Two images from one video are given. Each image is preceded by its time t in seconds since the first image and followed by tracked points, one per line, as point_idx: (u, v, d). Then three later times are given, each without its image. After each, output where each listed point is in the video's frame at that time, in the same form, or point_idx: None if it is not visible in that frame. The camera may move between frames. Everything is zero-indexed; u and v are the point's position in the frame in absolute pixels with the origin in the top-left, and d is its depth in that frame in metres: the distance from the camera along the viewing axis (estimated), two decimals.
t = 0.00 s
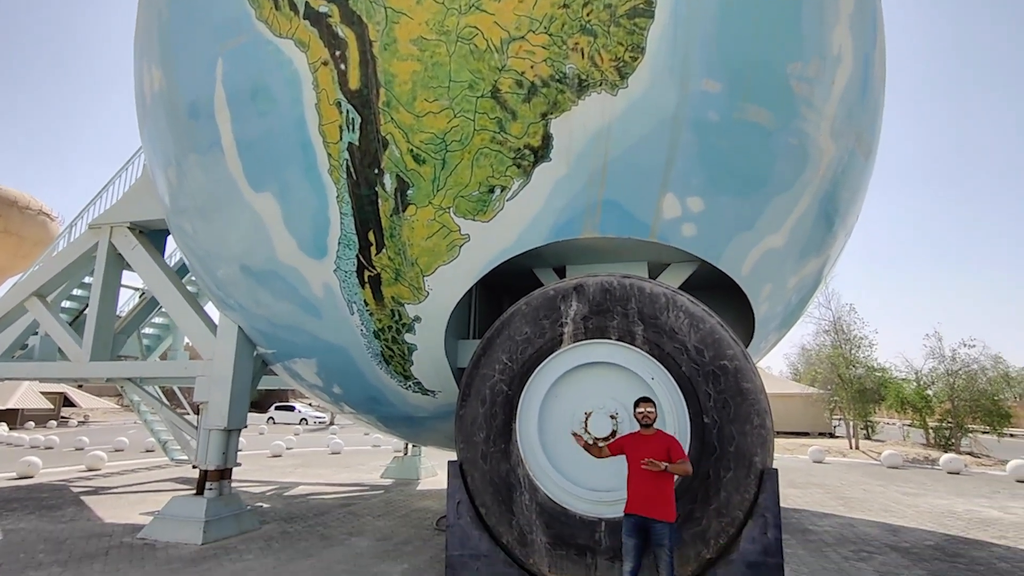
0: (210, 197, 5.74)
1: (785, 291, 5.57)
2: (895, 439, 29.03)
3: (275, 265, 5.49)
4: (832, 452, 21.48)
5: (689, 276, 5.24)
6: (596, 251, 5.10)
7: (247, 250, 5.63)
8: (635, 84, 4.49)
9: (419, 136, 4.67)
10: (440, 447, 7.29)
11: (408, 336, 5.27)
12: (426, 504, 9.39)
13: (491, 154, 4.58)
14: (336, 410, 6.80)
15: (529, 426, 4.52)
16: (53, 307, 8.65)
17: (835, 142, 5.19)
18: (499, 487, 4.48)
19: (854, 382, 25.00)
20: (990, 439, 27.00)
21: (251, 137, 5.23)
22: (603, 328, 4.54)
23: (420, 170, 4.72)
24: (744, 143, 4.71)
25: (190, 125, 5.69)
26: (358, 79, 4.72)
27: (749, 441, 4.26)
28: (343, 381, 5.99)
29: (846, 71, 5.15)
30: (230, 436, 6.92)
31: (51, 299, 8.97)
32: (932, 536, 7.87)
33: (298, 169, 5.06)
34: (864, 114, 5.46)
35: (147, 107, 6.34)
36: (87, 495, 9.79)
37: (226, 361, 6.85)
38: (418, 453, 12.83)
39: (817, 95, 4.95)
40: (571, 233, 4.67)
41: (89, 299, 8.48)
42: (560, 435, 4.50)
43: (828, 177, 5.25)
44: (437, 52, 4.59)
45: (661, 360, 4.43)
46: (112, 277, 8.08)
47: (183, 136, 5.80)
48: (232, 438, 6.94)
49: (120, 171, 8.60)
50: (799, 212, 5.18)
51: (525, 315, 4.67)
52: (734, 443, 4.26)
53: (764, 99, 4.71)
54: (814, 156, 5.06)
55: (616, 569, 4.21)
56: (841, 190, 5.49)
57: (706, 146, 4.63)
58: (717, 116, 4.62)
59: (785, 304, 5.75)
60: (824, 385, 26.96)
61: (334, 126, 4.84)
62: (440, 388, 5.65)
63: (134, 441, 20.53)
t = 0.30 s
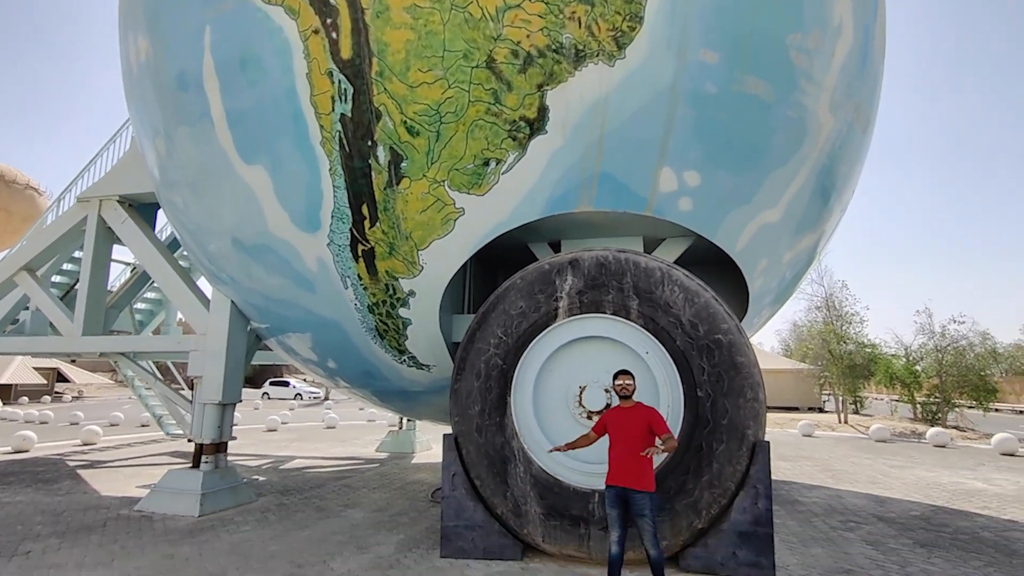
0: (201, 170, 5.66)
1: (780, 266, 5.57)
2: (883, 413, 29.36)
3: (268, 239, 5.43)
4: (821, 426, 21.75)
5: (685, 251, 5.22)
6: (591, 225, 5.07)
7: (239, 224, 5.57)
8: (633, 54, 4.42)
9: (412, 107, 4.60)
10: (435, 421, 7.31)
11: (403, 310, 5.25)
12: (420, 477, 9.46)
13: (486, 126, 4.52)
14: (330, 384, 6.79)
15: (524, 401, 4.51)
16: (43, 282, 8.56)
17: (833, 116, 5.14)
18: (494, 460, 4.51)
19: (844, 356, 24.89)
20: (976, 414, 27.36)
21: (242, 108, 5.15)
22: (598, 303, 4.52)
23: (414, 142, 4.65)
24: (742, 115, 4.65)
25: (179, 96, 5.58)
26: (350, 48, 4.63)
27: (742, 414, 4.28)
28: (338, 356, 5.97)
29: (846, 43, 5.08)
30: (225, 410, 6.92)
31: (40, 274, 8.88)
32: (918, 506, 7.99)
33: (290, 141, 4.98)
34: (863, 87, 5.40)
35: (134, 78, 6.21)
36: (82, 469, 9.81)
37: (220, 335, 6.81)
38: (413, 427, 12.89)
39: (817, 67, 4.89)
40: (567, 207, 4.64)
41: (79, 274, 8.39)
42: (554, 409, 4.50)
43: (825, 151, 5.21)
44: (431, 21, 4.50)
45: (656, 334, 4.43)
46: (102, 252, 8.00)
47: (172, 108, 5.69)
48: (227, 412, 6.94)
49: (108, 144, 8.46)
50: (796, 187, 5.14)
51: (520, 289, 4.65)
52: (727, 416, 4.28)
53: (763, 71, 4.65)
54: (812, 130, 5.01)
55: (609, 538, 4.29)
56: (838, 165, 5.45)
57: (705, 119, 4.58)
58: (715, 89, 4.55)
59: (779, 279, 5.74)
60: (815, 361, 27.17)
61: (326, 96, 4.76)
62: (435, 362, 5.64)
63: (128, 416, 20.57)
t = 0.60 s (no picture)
0: (187, 139, 5.54)
1: (775, 237, 5.53)
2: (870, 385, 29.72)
3: (257, 210, 5.34)
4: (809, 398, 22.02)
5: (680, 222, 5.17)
6: (586, 196, 5.01)
7: (228, 194, 5.47)
8: (629, 19, 4.31)
9: (403, 74, 4.49)
10: (428, 394, 7.31)
11: (395, 282, 5.19)
12: (413, 448, 9.50)
13: (479, 93, 4.42)
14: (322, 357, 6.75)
15: (517, 373, 4.49)
16: (28, 254, 8.43)
17: (831, 84, 5.06)
18: (488, 431, 4.50)
19: (833, 331, 25.23)
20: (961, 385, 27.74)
21: (228, 75, 5.02)
22: (593, 274, 4.48)
23: (405, 110, 4.55)
24: (739, 83, 4.57)
25: (162, 63, 5.43)
26: (339, 12, 4.50)
27: (736, 385, 4.28)
28: (330, 328, 5.92)
29: (846, 9, 4.98)
30: (217, 383, 6.88)
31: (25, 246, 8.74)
32: (905, 475, 8.10)
33: (279, 109, 4.86)
34: (862, 56, 5.32)
35: (115, 44, 6.04)
36: (74, 442, 9.78)
37: (210, 308, 6.74)
38: (405, 400, 12.93)
39: (816, 34, 4.80)
40: (562, 176, 4.57)
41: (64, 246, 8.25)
42: (548, 381, 4.47)
43: (823, 121, 5.14)
44: None
45: (650, 306, 4.40)
46: (88, 223, 7.86)
47: (155, 74, 5.54)
48: (219, 384, 6.90)
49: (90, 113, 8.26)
50: (792, 157, 5.08)
51: (514, 261, 4.59)
52: (721, 387, 4.28)
53: (762, 37, 4.55)
54: (810, 99, 4.94)
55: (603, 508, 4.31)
56: (835, 135, 5.39)
57: (702, 86, 4.49)
58: (712, 56, 4.46)
59: (774, 250, 5.72)
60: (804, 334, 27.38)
61: (314, 62, 4.64)
62: (428, 334, 5.61)
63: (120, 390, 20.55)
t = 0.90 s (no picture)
0: (177, 122, 5.45)
1: (772, 221, 5.50)
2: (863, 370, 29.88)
3: (250, 194, 5.28)
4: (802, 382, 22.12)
5: (678, 205, 5.13)
6: (583, 180, 4.97)
7: (220, 178, 5.40)
8: None
9: (398, 54, 4.42)
10: (423, 379, 7.29)
11: (391, 266, 5.14)
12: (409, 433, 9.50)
13: (475, 74, 4.36)
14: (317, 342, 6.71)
15: (514, 357, 4.46)
16: (18, 239, 8.33)
17: (830, 67, 5.00)
18: (484, 415, 4.48)
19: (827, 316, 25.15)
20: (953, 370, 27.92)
21: (219, 56, 4.93)
22: (590, 258, 4.45)
23: (400, 91, 4.48)
24: (738, 64, 4.51)
25: (151, 43, 5.33)
26: None
27: (732, 369, 4.27)
28: (325, 314, 5.88)
29: None
30: (212, 368, 6.85)
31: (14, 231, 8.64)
32: (898, 458, 8.15)
33: (271, 91, 4.79)
34: (861, 38, 5.26)
35: (103, 24, 5.93)
36: (69, 428, 9.75)
37: (204, 293, 6.69)
38: (401, 385, 12.92)
39: (816, 15, 4.73)
40: (559, 158, 4.52)
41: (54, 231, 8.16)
42: (545, 365, 4.45)
43: (821, 103, 5.09)
44: None
45: (647, 290, 4.37)
46: (78, 208, 7.77)
47: (143, 56, 5.45)
48: (213, 370, 6.86)
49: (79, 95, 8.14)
50: (790, 140, 5.04)
51: (510, 245, 4.56)
52: (717, 371, 4.26)
53: (762, 18, 4.49)
54: (809, 81, 4.88)
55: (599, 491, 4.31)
56: (833, 118, 5.34)
57: (701, 67, 4.43)
58: (711, 36, 4.40)
59: (771, 234, 5.69)
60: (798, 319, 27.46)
61: (307, 42, 4.57)
62: (423, 319, 5.58)
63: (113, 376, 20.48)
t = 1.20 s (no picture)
0: (164, 99, 5.35)
1: (769, 200, 5.45)
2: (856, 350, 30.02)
3: (240, 173, 5.19)
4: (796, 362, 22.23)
5: (675, 183, 5.08)
6: (579, 158, 4.90)
7: (209, 157, 5.31)
8: None
9: (390, 28, 4.33)
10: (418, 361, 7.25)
11: (384, 247, 5.08)
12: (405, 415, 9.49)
13: (469, 49, 4.28)
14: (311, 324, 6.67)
15: (510, 338, 4.43)
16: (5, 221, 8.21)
17: (831, 42, 4.92)
18: (480, 396, 4.46)
19: (821, 297, 25.25)
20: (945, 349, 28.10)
21: (205, 30, 4.82)
22: (586, 238, 4.40)
23: (392, 67, 4.40)
24: (736, 39, 4.43)
25: (136, 18, 5.21)
26: None
27: (729, 348, 4.24)
28: (319, 295, 5.82)
29: None
30: (205, 351, 6.80)
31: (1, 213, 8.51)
32: (892, 436, 8.19)
33: (260, 67, 4.69)
34: (862, 13, 5.17)
35: None
36: (63, 411, 9.70)
37: (195, 275, 6.62)
38: (396, 367, 12.90)
39: None
40: (555, 136, 4.46)
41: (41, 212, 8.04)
42: (541, 345, 4.41)
43: (821, 80, 5.01)
44: None
45: (644, 269, 4.33)
46: (65, 189, 7.65)
47: (128, 31, 5.33)
48: (207, 352, 6.81)
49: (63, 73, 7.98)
50: (789, 118, 4.97)
51: (506, 224, 4.51)
52: (714, 351, 4.24)
53: None
54: (809, 57, 4.80)
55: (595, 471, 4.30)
56: (832, 96, 5.27)
57: (699, 42, 4.35)
58: (710, 10, 4.30)
59: (767, 214, 5.64)
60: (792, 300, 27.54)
61: (296, 16, 4.47)
62: (418, 300, 5.53)
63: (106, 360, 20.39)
